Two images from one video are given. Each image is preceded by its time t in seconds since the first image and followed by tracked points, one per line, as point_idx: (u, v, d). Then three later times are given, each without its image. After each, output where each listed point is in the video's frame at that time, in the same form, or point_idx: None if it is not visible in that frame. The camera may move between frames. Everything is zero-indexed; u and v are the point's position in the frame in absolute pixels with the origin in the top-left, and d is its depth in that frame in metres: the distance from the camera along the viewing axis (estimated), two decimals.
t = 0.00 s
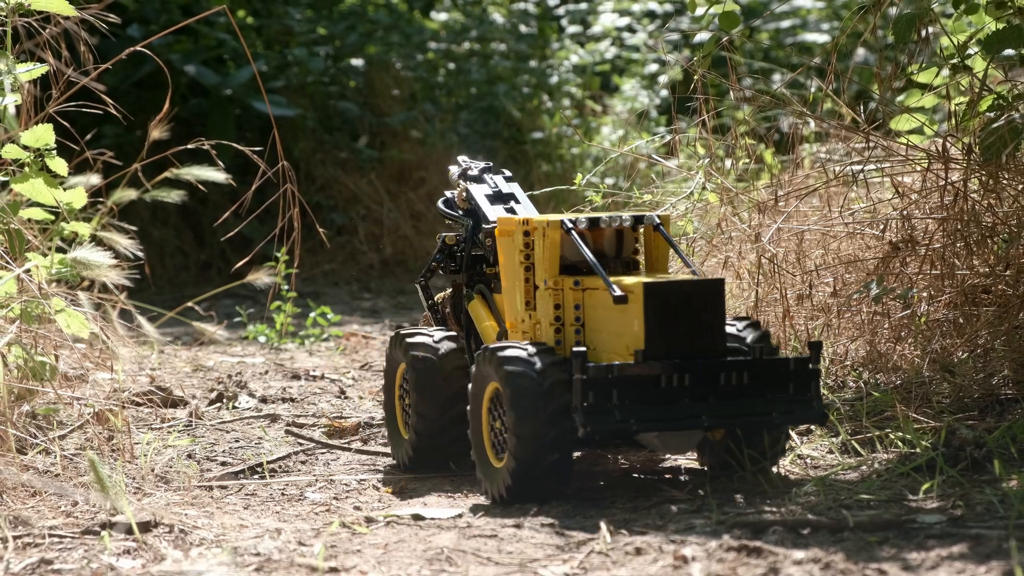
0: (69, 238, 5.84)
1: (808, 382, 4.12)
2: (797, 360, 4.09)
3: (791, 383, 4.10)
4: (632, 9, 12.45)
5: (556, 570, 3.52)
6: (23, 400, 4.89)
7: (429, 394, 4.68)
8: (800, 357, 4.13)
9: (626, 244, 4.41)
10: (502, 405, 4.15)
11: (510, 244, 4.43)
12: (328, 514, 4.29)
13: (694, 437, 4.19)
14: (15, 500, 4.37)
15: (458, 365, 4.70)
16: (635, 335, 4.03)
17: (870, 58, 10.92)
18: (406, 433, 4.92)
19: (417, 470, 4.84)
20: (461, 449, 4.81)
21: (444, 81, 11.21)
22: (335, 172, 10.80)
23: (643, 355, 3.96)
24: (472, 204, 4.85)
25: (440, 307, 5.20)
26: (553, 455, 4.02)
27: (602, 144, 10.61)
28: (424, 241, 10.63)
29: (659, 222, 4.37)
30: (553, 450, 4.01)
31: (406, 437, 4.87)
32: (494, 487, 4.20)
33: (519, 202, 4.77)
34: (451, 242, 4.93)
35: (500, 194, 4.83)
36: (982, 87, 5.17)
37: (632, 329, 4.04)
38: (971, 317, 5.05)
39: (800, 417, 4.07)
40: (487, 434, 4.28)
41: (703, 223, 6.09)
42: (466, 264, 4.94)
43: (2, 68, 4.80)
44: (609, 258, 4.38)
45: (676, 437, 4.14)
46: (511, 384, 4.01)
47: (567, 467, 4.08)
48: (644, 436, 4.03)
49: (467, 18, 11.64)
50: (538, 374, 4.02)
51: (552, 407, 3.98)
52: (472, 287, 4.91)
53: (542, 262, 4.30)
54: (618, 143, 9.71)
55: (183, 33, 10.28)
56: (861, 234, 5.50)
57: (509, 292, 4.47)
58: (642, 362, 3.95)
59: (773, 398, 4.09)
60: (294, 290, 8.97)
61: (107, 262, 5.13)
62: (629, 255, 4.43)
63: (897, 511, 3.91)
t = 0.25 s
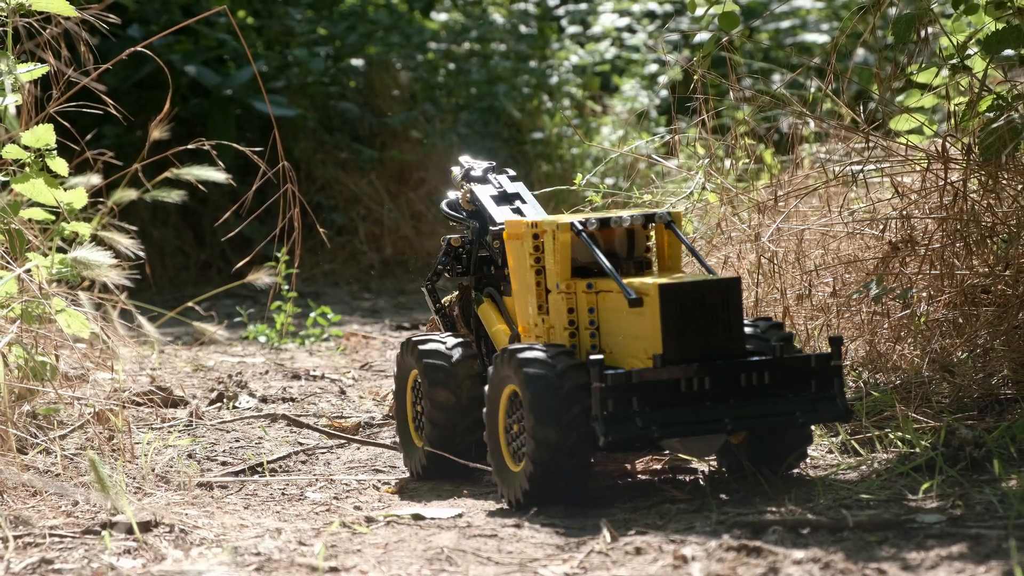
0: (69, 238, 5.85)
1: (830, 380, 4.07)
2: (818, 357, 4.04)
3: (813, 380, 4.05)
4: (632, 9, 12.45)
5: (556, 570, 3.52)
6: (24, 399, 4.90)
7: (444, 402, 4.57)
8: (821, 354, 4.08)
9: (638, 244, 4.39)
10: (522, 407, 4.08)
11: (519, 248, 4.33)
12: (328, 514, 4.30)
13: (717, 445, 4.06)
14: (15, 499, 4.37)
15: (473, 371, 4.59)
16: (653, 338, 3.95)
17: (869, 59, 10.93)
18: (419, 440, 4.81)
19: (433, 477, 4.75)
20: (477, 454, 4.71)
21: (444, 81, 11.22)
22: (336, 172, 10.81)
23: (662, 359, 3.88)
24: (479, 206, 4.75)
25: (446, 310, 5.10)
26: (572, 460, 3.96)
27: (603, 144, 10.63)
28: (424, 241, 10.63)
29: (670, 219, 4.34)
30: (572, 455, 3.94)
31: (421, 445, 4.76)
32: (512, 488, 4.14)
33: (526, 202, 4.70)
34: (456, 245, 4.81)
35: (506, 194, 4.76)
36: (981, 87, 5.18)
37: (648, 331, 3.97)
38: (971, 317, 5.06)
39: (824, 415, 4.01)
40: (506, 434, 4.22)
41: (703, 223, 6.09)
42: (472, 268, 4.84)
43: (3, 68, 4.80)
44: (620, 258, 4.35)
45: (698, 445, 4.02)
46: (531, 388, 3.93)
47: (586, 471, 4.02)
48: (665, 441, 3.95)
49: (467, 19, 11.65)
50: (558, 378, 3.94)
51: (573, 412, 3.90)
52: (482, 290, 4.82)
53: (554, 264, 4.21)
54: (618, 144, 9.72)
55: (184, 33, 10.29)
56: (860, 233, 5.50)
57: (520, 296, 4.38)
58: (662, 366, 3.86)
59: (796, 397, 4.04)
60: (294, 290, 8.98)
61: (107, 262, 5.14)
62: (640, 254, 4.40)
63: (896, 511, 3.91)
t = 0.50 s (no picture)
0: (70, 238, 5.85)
1: (853, 384, 3.99)
2: (841, 360, 3.95)
3: (836, 383, 3.96)
4: (631, 10, 12.46)
5: (555, 570, 3.53)
6: (24, 399, 4.90)
7: (462, 411, 4.47)
8: (844, 357, 3.99)
9: (660, 244, 4.24)
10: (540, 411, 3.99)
11: (539, 248, 4.27)
12: (328, 514, 4.30)
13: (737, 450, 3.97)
14: (15, 499, 4.38)
15: (491, 379, 4.49)
16: (674, 340, 3.88)
17: (869, 59, 10.94)
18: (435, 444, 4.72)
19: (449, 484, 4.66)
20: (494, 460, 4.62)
21: (444, 81, 11.23)
22: (336, 172, 10.81)
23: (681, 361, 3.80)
24: (495, 206, 4.75)
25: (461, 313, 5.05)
26: (591, 465, 3.87)
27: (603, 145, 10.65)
28: (424, 241, 10.64)
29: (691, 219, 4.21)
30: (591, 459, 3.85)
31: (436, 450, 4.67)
32: (531, 494, 4.06)
33: (542, 201, 4.70)
34: (470, 247, 4.80)
35: (521, 195, 4.75)
36: (980, 88, 5.19)
37: (668, 334, 3.90)
38: (970, 317, 5.06)
39: (848, 419, 3.92)
40: (524, 439, 4.13)
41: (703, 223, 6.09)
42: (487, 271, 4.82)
43: (3, 68, 4.81)
44: (642, 258, 4.21)
45: (719, 450, 3.92)
46: (547, 392, 3.85)
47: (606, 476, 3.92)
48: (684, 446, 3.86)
49: (467, 19, 11.65)
50: (575, 383, 3.85)
51: (590, 416, 3.82)
52: (498, 292, 4.78)
53: (572, 265, 4.15)
54: (618, 143, 9.73)
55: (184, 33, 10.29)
56: (860, 233, 5.51)
57: (539, 297, 4.33)
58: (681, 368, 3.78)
59: (818, 400, 3.95)
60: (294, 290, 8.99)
61: (107, 263, 5.14)
62: (663, 254, 4.27)
63: (895, 511, 3.92)
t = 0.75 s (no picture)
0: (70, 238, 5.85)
1: (880, 393, 3.92)
2: (867, 369, 3.89)
3: (862, 393, 3.89)
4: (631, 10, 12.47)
5: (555, 569, 3.54)
6: (25, 400, 4.91)
7: (479, 416, 4.37)
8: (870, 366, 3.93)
9: (683, 247, 4.17)
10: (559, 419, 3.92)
11: (560, 251, 4.25)
12: (329, 514, 4.31)
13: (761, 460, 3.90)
14: (16, 499, 4.38)
15: (509, 385, 4.40)
16: (695, 348, 3.82)
17: (869, 59, 10.96)
18: (452, 450, 4.63)
19: (465, 492, 4.56)
20: (513, 467, 4.51)
21: (444, 82, 11.24)
22: (336, 172, 10.82)
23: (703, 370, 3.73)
24: (511, 206, 4.72)
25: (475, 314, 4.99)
26: (610, 475, 3.80)
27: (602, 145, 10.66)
28: (424, 241, 10.64)
29: (715, 222, 4.14)
30: (609, 470, 3.78)
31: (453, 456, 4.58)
32: (548, 503, 3.99)
33: (559, 200, 4.68)
34: (486, 245, 4.76)
35: (538, 194, 4.74)
36: (979, 88, 5.21)
37: (690, 340, 3.84)
38: (970, 317, 5.07)
39: (875, 430, 3.86)
40: (541, 447, 4.06)
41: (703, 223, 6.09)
42: (503, 271, 4.79)
43: (4, 69, 4.81)
44: (665, 262, 4.15)
45: (742, 460, 3.85)
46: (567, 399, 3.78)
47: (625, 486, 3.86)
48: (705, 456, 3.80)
49: (467, 19, 11.65)
50: (596, 391, 3.78)
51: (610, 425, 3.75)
52: (515, 294, 4.76)
53: (593, 269, 4.12)
54: (618, 143, 9.74)
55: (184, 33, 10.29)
56: (859, 234, 5.52)
57: (561, 301, 4.30)
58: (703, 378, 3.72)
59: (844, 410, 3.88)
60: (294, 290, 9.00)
61: (108, 263, 5.14)
62: (686, 258, 4.21)
63: (895, 510, 3.92)
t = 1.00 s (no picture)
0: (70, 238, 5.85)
1: (903, 394, 3.82)
2: (889, 370, 3.79)
3: (884, 394, 3.80)
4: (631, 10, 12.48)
5: (556, 569, 3.54)
6: (25, 400, 4.91)
7: (494, 415, 4.32)
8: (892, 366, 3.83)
9: (700, 247, 4.12)
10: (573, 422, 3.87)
11: (576, 251, 4.15)
12: (329, 513, 4.32)
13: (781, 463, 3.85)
14: (16, 499, 4.39)
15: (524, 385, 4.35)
16: (715, 348, 3.74)
17: (868, 59, 10.98)
18: (467, 453, 4.57)
19: (482, 494, 4.50)
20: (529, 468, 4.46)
21: (444, 82, 11.25)
22: (336, 172, 10.82)
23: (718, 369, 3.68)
24: (528, 207, 4.63)
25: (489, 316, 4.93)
26: (627, 477, 3.74)
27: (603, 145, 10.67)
28: (425, 241, 10.64)
29: (733, 222, 4.08)
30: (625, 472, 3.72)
31: (468, 459, 4.52)
32: (563, 506, 3.92)
33: (577, 201, 4.59)
34: (501, 247, 4.70)
35: (555, 194, 4.64)
36: (978, 88, 5.22)
37: (708, 340, 3.77)
38: (969, 317, 5.07)
39: (897, 433, 3.77)
40: (556, 451, 4.00)
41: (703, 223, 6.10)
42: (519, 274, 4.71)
43: (5, 70, 4.82)
44: (682, 262, 4.08)
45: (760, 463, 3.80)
46: (581, 400, 3.74)
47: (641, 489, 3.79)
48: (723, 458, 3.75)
49: (467, 19, 11.65)
50: (610, 393, 3.73)
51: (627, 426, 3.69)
52: (530, 296, 4.67)
53: (609, 267, 4.01)
54: (618, 144, 9.76)
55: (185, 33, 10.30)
56: (859, 234, 5.52)
57: (576, 301, 4.20)
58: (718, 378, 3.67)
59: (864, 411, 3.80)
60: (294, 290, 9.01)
61: (108, 263, 5.14)
62: (703, 258, 4.14)
63: (895, 510, 3.93)
